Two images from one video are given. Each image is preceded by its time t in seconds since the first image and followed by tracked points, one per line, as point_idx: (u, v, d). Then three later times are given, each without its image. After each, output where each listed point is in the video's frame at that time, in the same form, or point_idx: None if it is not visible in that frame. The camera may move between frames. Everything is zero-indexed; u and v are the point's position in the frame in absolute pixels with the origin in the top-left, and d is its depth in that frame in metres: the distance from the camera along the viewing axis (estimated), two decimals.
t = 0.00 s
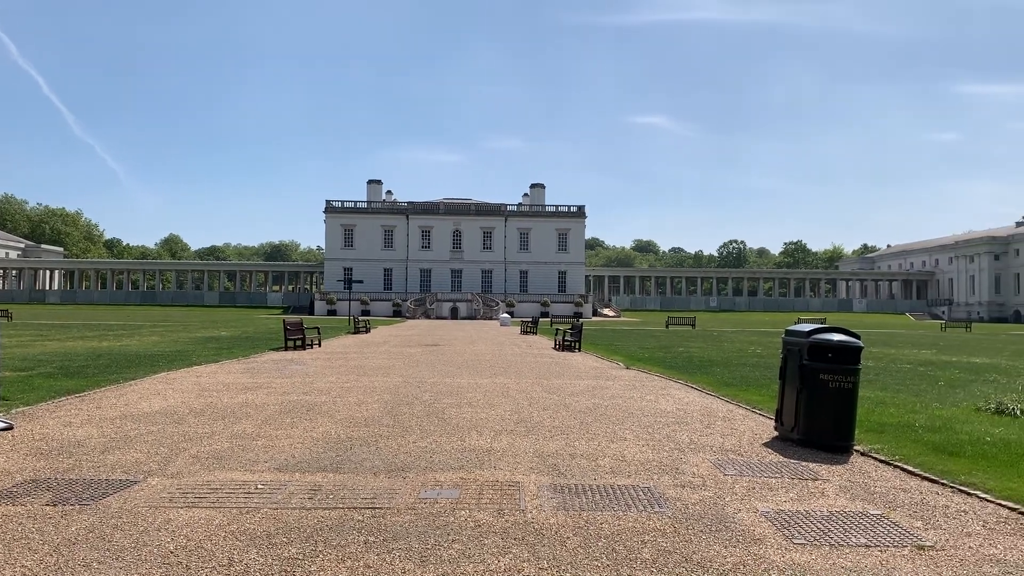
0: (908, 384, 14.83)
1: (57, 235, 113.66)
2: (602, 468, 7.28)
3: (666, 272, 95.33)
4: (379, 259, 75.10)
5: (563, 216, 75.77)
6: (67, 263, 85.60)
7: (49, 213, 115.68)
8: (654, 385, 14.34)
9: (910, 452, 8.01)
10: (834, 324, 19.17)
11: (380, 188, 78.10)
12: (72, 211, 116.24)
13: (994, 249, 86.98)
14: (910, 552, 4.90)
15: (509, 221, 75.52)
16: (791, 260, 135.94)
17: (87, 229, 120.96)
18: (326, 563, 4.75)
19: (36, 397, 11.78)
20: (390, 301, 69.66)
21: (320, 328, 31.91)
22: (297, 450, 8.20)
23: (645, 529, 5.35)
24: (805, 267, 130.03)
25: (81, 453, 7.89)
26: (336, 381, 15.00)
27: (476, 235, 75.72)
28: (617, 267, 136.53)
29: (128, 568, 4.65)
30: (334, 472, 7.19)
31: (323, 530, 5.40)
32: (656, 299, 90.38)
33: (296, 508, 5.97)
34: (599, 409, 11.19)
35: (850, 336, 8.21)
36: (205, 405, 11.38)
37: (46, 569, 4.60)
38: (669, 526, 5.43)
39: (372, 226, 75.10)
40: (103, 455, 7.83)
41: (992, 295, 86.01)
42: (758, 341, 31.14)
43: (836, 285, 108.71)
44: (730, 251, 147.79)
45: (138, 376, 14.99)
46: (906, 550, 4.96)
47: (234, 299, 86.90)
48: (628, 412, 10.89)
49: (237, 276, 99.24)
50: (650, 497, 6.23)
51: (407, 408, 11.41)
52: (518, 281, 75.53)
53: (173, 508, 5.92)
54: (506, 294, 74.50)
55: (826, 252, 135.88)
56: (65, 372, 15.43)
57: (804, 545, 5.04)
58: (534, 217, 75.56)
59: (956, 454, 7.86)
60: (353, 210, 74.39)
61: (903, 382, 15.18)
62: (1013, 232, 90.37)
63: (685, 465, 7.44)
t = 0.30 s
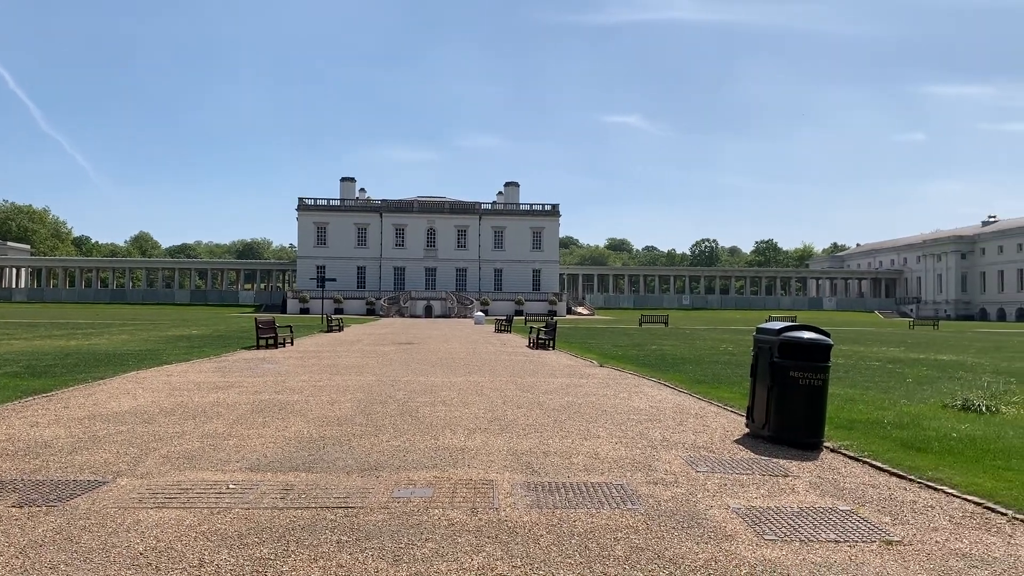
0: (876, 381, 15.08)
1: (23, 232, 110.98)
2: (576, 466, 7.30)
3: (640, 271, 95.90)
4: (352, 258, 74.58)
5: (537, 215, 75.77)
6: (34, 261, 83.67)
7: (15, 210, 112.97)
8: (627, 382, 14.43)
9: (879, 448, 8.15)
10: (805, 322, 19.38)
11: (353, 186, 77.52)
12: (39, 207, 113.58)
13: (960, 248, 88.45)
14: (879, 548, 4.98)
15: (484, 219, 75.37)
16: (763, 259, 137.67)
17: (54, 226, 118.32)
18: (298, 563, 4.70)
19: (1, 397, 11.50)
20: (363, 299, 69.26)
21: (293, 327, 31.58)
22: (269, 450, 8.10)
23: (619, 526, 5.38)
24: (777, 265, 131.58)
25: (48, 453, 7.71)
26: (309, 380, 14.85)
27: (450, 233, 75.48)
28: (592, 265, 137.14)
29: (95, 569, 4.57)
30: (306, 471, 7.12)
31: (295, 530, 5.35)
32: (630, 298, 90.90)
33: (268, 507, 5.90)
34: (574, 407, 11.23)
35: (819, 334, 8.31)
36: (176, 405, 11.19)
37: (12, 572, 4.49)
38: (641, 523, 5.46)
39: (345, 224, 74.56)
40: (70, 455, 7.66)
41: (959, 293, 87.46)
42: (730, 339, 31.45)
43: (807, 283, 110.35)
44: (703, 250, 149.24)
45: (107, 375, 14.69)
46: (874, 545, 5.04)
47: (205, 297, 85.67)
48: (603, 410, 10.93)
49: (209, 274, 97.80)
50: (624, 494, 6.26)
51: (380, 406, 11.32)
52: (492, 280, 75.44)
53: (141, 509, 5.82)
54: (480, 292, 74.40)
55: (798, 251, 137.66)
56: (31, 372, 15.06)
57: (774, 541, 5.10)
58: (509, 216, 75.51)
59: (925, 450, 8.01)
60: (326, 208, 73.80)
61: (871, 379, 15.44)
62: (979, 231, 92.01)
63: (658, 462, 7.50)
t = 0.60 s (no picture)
0: (846, 378, 15.32)
1: None
2: (552, 464, 7.31)
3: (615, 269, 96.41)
4: (327, 256, 74.03)
5: (513, 213, 75.74)
6: None
7: None
8: (602, 380, 14.50)
9: (849, 445, 8.28)
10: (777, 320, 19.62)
11: (327, 183, 76.83)
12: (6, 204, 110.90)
13: (930, 247, 90.83)
14: (850, 543, 5.06)
15: (460, 217, 75.20)
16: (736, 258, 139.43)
17: (22, 223, 115.63)
18: (270, 563, 4.65)
19: None
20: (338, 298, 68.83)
21: (266, 325, 31.21)
22: (242, 449, 7.99)
23: (592, 524, 5.40)
24: (749, 264, 133.16)
25: (13, 455, 7.51)
26: (282, 378, 14.69)
27: (426, 231, 75.19)
28: (567, 263, 137.69)
29: (64, 572, 4.47)
30: (279, 471, 7.04)
31: (268, 529, 5.28)
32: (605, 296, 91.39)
33: (241, 507, 5.83)
34: (548, 405, 11.25)
35: (791, 332, 8.41)
36: (147, 404, 10.99)
37: None
38: (616, 520, 5.49)
39: (319, 222, 73.97)
40: (37, 456, 7.48)
41: (929, 291, 89.81)
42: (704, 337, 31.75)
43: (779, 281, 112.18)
44: (676, 248, 150.62)
45: (76, 375, 14.37)
46: (846, 540, 5.12)
47: (177, 295, 84.39)
48: (577, 407, 10.98)
49: (181, 272, 96.30)
50: (597, 491, 6.30)
51: (355, 405, 11.23)
52: (468, 278, 75.34)
53: (111, 509, 5.71)
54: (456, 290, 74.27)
55: (770, 249, 139.41)
56: None
57: (748, 538, 5.15)
58: (485, 214, 75.42)
59: (894, 446, 8.15)
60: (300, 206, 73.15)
61: (842, 376, 15.70)
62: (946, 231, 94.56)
63: (632, 459, 7.54)
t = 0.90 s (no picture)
0: (818, 376, 15.53)
1: None
2: (525, 462, 7.33)
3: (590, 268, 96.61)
4: (300, 254, 73.40)
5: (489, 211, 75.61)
6: None
7: None
8: (577, 379, 14.53)
9: (820, 442, 8.38)
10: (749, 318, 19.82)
11: (300, 181, 76.14)
12: None
13: (900, 246, 92.34)
14: (821, 539, 5.14)
15: (434, 215, 74.93)
16: (709, 257, 140.79)
17: None
18: (243, 564, 4.59)
19: None
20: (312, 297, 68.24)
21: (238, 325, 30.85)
22: (214, 449, 7.88)
23: (567, 522, 5.41)
24: (722, 263, 134.30)
25: None
26: (255, 378, 14.53)
27: (400, 230, 74.80)
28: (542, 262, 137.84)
29: None
30: (252, 471, 6.96)
31: (240, 530, 5.22)
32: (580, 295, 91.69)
33: (213, 507, 5.75)
34: (523, 404, 11.25)
35: (763, 330, 8.51)
36: (117, 404, 10.80)
37: None
38: (590, 518, 5.51)
39: (293, 220, 73.32)
40: (3, 458, 7.31)
41: (899, 290, 91.29)
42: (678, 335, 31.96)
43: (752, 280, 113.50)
44: (650, 247, 151.62)
45: (44, 375, 14.07)
46: (816, 536, 5.20)
47: (149, 294, 83.10)
48: (552, 406, 11.00)
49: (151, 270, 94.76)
50: (571, 489, 6.31)
51: (328, 405, 11.13)
52: (443, 276, 75.09)
53: (79, 511, 5.60)
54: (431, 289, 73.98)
55: (743, 249, 140.77)
56: None
57: (720, 534, 5.20)
58: (460, 213, 75.20)
59: (864, 443, 8.29)
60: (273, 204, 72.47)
61: (813, 374, 15.91)
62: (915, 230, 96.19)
63: (606, 458, 7.57)
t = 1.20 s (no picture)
0: (788, 375, 15.74)
1: None
2: (499, 462, 7.32)
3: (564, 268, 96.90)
4: (273, 253, 72.68)
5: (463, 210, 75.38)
6: None
7: None
8: (551, 378, 14.57)
9: (791, 440, 8.51)
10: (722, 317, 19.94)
11: (273, 179, 75.35)
12: None
13: (870, 246, 93.92)
14: (790, 536, 5.20)
15: (409, 214, 74.55)
16: (683, 256, 142.07)
17: None
18: (213, 565, 4.53)
19: None
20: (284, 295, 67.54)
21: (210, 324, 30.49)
22: (184, 450, 7.75)
23: (539, 521, 5.41)
24: (695, 262, 135.55)
25: None
26: (226, 377, 14.34)
27: (374, 228, 74.32)
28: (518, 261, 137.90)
29: None
30: (223, 471, 6.86)
31: (210, 531, 5.15)
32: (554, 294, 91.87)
33: (183, 508, 5.66)
34: (497, 403, 11.25)
35: (735, 329, 8.60)
36: (85, 404, 10.60)
37: None
38: (562, 517, 5.52)
39: (265, 218, 72.57)
40: None
41: (868, 289, 92.97)
42: (651, 334, 32.20)
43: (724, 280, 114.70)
44: (625, 246, 152.52)
45: (9, 375, 13.76)
46: (785, 533, 5.27)
47: (118, 293, 81.63)
48: (526, 405, 11.02)
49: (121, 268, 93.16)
50: (544, 489, 6.31)
51: (300, 404, 11.02)
52: (417, 275, 74.74)
53: (44, 513, 5.47)
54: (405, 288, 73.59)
55: (715, 248, 142.18)
56: None
57: (692, 532, 5.24)
58: (434, 211, 74.90)
59: (834, 441, 8.41)
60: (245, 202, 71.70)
61: (783, 373, 16.14)
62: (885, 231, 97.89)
63: (579, 456, 7.59)
